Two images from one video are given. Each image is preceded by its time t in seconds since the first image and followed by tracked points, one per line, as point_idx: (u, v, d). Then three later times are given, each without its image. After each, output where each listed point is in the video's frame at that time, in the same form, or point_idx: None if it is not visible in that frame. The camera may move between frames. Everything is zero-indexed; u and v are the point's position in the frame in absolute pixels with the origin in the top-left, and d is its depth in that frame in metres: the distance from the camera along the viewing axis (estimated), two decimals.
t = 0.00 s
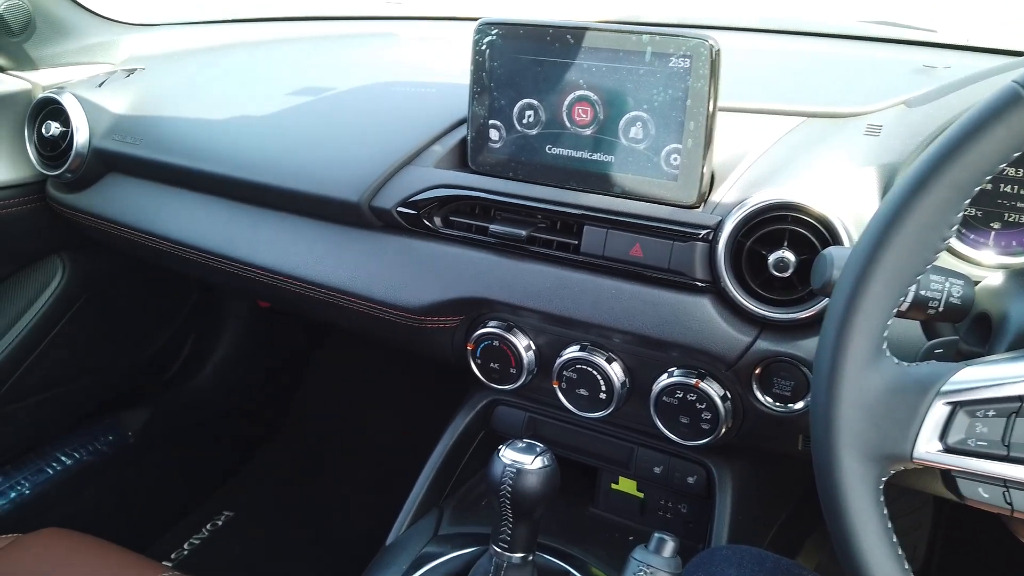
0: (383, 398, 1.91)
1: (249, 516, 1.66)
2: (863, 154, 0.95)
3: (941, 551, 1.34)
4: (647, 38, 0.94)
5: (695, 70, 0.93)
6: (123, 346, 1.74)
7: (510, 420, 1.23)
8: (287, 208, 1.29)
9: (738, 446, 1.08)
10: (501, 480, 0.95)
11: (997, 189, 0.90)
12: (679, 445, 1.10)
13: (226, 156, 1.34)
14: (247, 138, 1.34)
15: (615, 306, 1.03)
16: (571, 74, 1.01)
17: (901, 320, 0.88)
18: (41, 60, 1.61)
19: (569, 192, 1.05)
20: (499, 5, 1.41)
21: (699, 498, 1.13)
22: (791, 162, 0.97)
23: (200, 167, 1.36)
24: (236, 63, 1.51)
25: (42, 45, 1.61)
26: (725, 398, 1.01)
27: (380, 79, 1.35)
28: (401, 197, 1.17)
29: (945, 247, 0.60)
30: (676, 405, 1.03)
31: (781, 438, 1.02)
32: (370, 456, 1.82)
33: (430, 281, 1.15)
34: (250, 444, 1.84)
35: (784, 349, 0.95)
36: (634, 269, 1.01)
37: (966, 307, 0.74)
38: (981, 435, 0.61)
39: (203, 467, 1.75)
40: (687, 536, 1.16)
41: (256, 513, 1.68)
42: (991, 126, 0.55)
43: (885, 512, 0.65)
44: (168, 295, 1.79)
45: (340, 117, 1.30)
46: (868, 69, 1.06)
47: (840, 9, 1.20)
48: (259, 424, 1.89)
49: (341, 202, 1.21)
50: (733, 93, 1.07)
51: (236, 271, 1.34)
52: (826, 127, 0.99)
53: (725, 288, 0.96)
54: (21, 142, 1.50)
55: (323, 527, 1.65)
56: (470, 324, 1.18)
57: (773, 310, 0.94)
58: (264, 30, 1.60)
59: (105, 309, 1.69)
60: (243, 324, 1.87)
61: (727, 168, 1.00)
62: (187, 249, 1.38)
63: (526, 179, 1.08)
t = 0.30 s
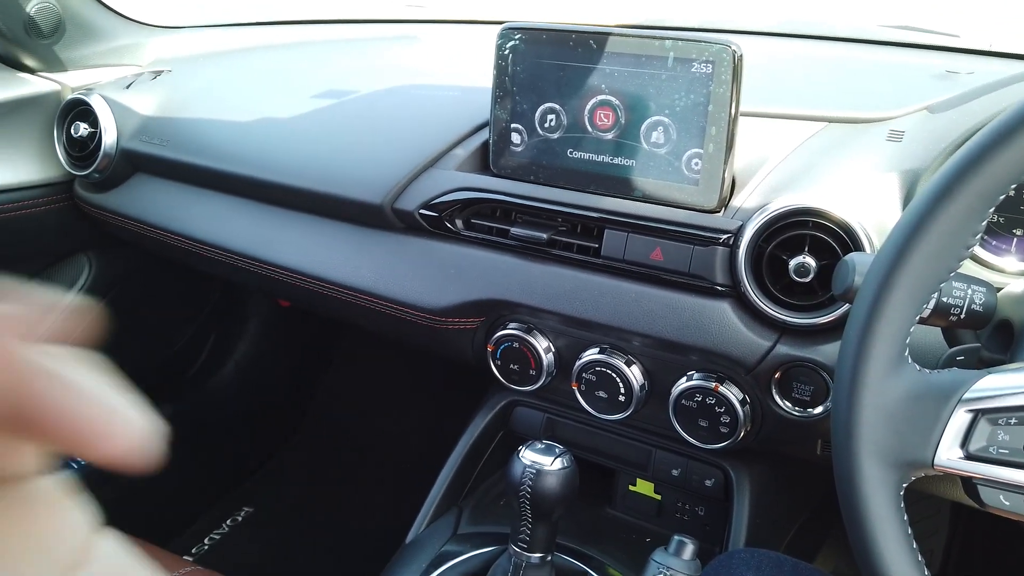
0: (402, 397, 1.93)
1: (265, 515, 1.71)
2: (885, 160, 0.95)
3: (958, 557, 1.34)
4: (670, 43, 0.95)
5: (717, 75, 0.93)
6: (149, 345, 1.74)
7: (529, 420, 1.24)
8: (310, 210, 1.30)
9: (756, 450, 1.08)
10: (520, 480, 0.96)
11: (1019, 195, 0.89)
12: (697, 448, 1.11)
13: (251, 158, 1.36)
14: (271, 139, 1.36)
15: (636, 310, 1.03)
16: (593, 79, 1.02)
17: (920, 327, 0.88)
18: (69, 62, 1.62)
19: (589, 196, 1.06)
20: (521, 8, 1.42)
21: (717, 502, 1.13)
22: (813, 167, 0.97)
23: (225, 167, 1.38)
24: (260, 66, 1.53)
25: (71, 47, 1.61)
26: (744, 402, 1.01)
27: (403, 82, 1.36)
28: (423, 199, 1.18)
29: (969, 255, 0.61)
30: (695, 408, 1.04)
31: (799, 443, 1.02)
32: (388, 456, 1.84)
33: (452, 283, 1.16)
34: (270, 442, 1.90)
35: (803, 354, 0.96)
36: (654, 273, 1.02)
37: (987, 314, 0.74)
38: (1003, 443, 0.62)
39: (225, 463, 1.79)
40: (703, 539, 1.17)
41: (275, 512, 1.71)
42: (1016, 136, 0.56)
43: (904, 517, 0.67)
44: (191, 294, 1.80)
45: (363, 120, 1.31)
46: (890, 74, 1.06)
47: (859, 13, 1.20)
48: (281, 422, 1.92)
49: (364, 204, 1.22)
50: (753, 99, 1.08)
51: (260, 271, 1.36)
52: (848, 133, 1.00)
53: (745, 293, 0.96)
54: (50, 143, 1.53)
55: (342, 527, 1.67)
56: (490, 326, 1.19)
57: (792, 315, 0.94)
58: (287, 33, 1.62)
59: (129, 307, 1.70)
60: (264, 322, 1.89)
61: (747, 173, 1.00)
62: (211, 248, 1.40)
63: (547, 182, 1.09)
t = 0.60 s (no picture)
0: (418, 399, 1.93)
1: (284, 510, 1.72)
2: (907, 167, 0.94)
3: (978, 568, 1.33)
4: (690, 48, 0.94)
5: (739, 81, 0.93)
6: (168, 342, 1.79)
7: (545, 424, 1.24)
8: (329, 212, 1.31)
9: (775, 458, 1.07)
10: (537, 485, 0.96)
11: None
12: (714, 455, 1.10)
13: (270, 160, 1.36)
14: (291, 142, 1.37)
15: (654, 315, 1.03)
16: (613, 84, 1.02)
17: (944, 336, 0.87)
18: (93, 63, 1.63)
19: (608, 201, 1.05)
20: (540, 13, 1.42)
21: (734, 509, 1.12)
22: (834, 174, 0.96)
23: (245, 169, 1.39)
24: (281, 68, 1.54)
25: (95, 48, 1.63)
26: (763, 410, 1.01)
27: (422, 86, 1.36)
28: (442, 202, 1.18)
29: (995, 266, 0.61)
30: (713, 415, 1.03)
31: (819, 452, 1.01)
32: (405, 457, 1.84)
33: (469, 287, 1.16)
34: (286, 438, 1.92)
35: (823, 362, 0.95)
36: (673, 279, 1.02)
37: (1012, 324, 0.73)
38: None
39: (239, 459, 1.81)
40: (720, 546, 1.16)
41: (292, 510, 1.72)
42: None
43: (927, 530, 0.67)
44: (212, 291, 1.84)
45: (383, 123, 1.32)
46: (913, 79, 1.05)
47: (880, 17, 1.19)
48: (296, 422, 1.95)
49: (383, 207, 1.23)
50: (773, 103, 1.07)
51: (279, 273, 1.37)
52: (871, 139, 0.99)
53: (765, 300, 0.96)
54: (73, 143, 1.55)
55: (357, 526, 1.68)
56: (507, 330, 1.19)
57: (813, 323, 0.93)
58: (308, 35, 1.63)
59: (149, 304, 1.73)
60: (282, 320, 1.91)
61: (768, 179, 0.99)
62: (231, 250, 1.41)
63: (566, 187, 1.09)
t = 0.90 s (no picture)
0: (434, 402, 1.92)
1: (299, 512, 1.71)
2: (938, 175, 0.92)
3: None
4: (716, 52, 0.93)
5: (765, 86, 0.91)
6: (185, 343, 1.78)
7: (564, 432, 1.22)
8: (347, 215, 1.30)
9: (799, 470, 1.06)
10: (556, 496, 0.95)
11: None
12: (737, 466, 1.08)
13: (289, 162, 1.36)
14: (308, 144, 1.36)
15: (677, 324, 1.01)
16: (636, 88, 1.00)
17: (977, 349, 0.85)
18: (112, 63, 1.63)
19: (630, 206, 1.04)
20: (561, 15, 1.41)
21: (757, 521, 1.11)
22: (862, 181, 0.94)
23: (262, 171, 1.38)
24: (299, 69, 1.53)
25: (114, 49, 1.63)
26: (788, 422, 0.99)
27: (440, 88, 1.35)
28: (461, 207, 1.17)
29: None
30: (737, 426, 1.01)
31: (845, 465, 0.99)
32: (420, 461, 1.83)
33: (488, 292, 1.15)
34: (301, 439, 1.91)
35: (850, 374, 0.93)
36: (697, 287, 1.00)
37: None
38: None
39: (254, 459, 1.81)
40: (741, 558, 1.14)
41: (307, 512, 1.71)
42: None
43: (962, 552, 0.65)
44: (229, 292, 1.84)
45: (402, 125, 1.31)
46: (943, 82, 1.03)
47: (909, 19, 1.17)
48: (311, 423, 1.94)
49: (402, 211, 1.22)
50: (799, 108, 1.05)
51: (296, 275, 1.36)
52: (900, 145, 0.96)
53: (791, 309, 0.94)
54: (91, 144, 1.54)
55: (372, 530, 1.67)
56: (526, 336, 1.17)
57: (840, 334, 0.91)
58: (326, 36, 1.62)
59: (166, 305, 1.73)
60: (298, 322, 1.91)
61: (794, 185, 0.97)
62: (248, 252, 1.41)
63: (587, 192, 1.07)
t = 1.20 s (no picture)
0: (452, 403, 1.92)
1: (316, 510, 1.72)
2: (971, 180, 0.90)
3: None
4: (745, 54, 0.91)
5: (795, 88, 0.89)
6: (205, 341, 1.79)
7: (585, 435, 1.21)
8: (368, 216, 1.30)
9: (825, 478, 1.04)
10: (579, 502, 0.94)
11: None
12: (761, 473, 1.07)
13: (310, 163, 1.36)
14: (329, 145, 1.36)
15: (702, 328, 1.00)
16: (662, 90, 0.99)
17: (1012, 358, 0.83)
18: (135, 63, 1.64)
19: (655, 209, 1.03)
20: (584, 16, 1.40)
21: (782, 529, 1.09)
22: (892, 186, 0.93)
23: (283, 172, 1.38)
24: (321, 69, 1.53)
25: (137, 49, 1.63)
26: (814, 429, 0.98)
27: (462, 88, 1.35)
28: (483, 209, 1.16)
29: None
30: (762, 433, 1.00)
31: (872, 473, 0.98)
32: (438, 462, 1.83)
33: (510, 294, 1.14)
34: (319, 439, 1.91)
35: (879, 381, 0.91)
36: (723, 292, 0.99)
37: None
38: None
39: (273, 459, 1.81)
40: (764, 565, 1.13)
41: (324, 511, 1.72)
42: None
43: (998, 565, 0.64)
44: (249, 291, 1.84)
45: (423, 126, 1.30)
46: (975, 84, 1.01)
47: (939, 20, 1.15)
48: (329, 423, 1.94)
49: (423, 212, 1.21)
50: (826, 111, 1.04)
51: (317, 276, 1.36)
52: (931, 149, 0.95)
53: (819, 315, 0.92)
54: (114, 143, 1.55)
55: (389, 530, 1.67)
56: (548, 339, 1.16)
57: (869, 340, 0.90)
58: (348, 36, 1.62)
59: (186, 304, 1.73)
60: (315, 322, 1.92)
61: (823, 190, 0.96)
62: (269, 252, 1.41)
63: (610, 194, 1.06)
